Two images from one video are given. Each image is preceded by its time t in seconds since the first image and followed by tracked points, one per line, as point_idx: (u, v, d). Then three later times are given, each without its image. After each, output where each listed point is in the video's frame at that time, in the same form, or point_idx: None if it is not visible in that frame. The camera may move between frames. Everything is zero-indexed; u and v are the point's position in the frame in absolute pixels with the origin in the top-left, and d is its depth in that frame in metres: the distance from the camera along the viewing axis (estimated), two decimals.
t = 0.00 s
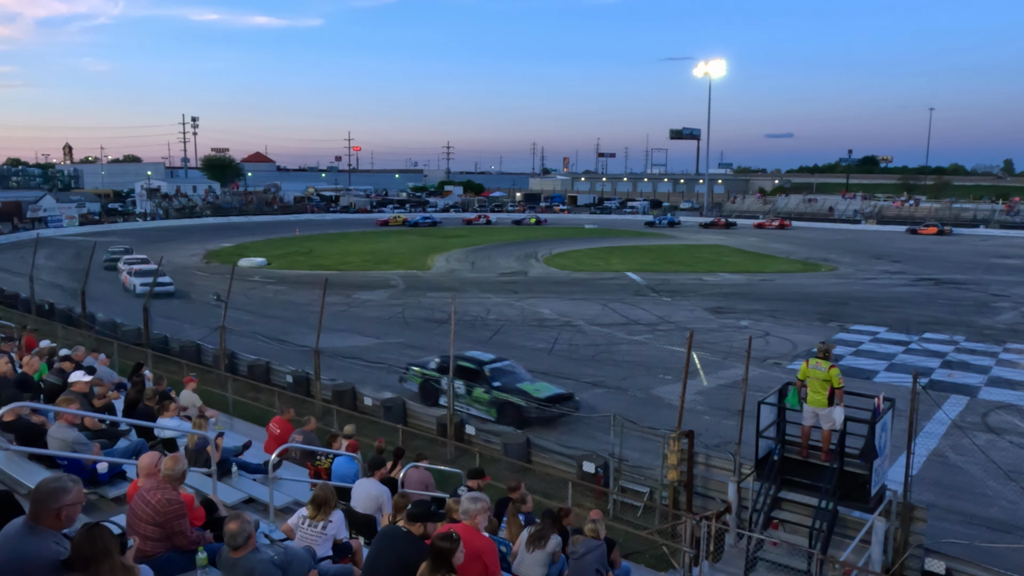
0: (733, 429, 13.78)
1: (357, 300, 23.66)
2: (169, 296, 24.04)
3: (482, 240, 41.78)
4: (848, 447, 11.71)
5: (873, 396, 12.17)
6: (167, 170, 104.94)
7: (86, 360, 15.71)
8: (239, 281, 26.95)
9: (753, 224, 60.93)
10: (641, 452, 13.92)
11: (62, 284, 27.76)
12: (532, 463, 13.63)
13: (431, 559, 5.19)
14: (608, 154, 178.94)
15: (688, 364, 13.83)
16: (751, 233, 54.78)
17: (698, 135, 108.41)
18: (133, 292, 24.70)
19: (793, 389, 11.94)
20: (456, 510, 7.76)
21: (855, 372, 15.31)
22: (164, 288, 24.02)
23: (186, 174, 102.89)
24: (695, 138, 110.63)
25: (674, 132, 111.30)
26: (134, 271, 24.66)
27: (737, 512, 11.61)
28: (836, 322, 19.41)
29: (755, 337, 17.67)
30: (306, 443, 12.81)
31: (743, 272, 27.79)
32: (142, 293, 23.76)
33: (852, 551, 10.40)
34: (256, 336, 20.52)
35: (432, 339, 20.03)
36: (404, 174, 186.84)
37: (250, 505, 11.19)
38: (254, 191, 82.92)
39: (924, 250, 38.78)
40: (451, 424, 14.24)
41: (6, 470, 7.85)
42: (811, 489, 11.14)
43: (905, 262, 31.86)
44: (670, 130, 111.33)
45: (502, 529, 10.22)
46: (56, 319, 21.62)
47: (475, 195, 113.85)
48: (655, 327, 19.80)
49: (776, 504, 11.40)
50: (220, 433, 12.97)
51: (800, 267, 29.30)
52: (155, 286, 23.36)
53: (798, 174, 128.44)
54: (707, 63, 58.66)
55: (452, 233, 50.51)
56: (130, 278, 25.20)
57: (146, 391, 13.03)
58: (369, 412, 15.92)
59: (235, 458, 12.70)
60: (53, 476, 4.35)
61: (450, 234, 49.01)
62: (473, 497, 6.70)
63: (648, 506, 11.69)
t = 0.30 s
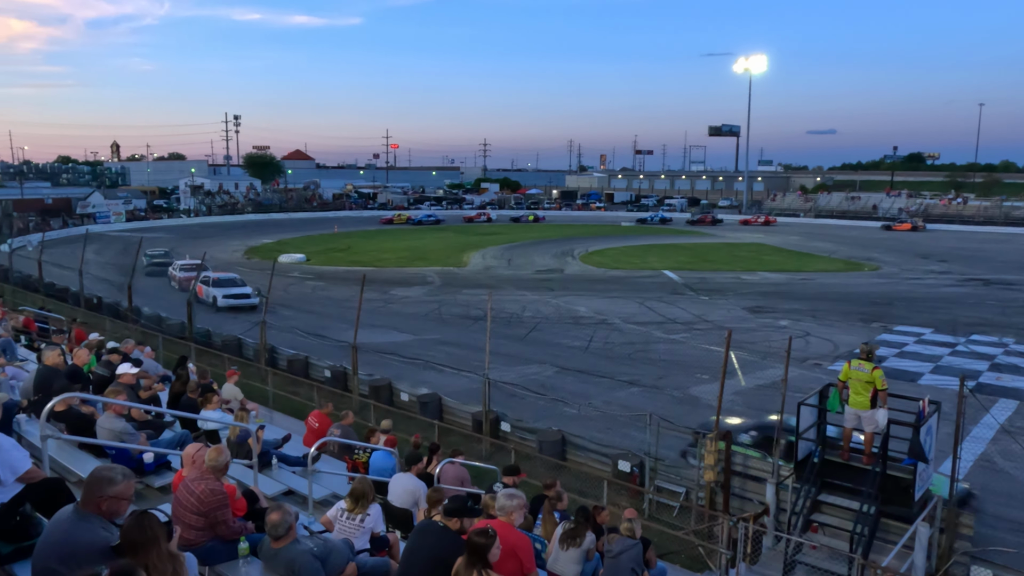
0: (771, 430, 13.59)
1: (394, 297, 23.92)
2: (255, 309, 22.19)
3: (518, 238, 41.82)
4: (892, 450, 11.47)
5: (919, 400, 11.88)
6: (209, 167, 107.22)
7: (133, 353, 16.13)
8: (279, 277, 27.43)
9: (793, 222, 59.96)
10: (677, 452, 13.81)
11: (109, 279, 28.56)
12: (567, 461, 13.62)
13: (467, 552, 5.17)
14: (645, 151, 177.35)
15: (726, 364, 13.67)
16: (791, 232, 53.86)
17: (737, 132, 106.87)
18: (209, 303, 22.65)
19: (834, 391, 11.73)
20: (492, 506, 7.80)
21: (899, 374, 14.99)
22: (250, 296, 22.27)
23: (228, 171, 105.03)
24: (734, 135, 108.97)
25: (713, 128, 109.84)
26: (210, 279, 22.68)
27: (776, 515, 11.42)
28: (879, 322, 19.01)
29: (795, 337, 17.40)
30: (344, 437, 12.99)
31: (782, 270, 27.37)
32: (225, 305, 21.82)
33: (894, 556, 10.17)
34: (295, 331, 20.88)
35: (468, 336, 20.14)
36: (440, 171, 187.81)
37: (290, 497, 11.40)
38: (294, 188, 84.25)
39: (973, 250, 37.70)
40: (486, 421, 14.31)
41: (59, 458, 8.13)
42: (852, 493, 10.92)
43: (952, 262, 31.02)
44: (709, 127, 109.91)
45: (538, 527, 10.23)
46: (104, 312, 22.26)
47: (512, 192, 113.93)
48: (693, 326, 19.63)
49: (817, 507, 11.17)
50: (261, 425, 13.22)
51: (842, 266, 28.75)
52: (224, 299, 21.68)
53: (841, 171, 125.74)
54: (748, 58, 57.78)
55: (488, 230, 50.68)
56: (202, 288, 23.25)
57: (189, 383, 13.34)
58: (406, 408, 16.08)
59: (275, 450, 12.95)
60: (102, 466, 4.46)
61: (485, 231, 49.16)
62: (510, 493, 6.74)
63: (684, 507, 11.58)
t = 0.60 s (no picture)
0: (815, 430, 13.35)
1: (434, 292, 24.13)
2: (369, 325, 20.51)
3: (558, 234, 41.76)
4: (941, 454, 11.14)
5: (970, 402, 11.51)
6: (255, 163, 109.44)
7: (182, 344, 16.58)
8: (322, 271, 27.91)
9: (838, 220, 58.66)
10: (718, 451, 13.64)
11: (160, 272, 29.39)
12: (606, 458, 13.58)
13: (505, 546, 5.16)
14: (686, 146, 175.19)
15: (768, 363, 13.44)
16: (839, 229, 52.62)
17: (783, 127, 104.79)
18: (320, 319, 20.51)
19: (881, 391, 11.41)
20: (530, 502, 7.82)
21: (949, 376, 14.57)
22: (362, 309, 20.52)
23: (273, 167, 107.08)
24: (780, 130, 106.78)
25: (758, 123, 107.89)
26: (315, 291, 20.75)
27: (819, 517, 11.20)
28: (929, 323, 18.48)
29: (840, 337, 17.05)
30: (384, 430, 13.17)
31: (828, 269, 26.82)
32: (340, 321, 19.91)
33: (942, 562, 9.88)
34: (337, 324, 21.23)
35: (508, 332, 20.19)
36: (480, 167, 188.38)
37: (332, 488, 11.61)
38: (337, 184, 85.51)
39: None
40: (525, 417, 14.34)
41: (110, 446, 8.43)
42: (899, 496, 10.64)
43: (1009, 261, 29.96)
44: (754, 122, 107.98)
45: (575, 524, 10.21)
46: (154, 304, 22.91)
47: (551, 187, 113.73)
48: (734, 324, 19.39)
49: (862, 510, 10.92)
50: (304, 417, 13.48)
51: (891, 265, 28.01)
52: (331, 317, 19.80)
53: (890, 167, 122.25)
54: (794, 52, 56.66)
55: (529, 226, 50.71)
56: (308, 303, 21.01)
57: (234, 373, 13.65)
58: (445, 402, 16.23)
59: (317, 441, 13.19)
60: (152, 453, 4.55)
61: (525, 227, 49.14)
62: (548, 489, 6.74)
63: (724, 507, 11.44)
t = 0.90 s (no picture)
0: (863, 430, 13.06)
1: (477, 285, 24.28)
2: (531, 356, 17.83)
3: (601, 228, 41.56)
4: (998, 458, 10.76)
5: None
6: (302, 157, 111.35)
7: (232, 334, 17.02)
8: (367, 264, 28.32)
9: (891, 216, 57.02)
10: (762, 449, 13.44)
11: (211, 263, 30.16)
12: (648, 454, 13.50)
13: (546, 539, 5.17)
14: (733, 139, 172.32)
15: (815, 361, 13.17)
16: (892, 225, 51.12)
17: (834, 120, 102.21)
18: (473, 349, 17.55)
19: (934, 392, 11.08)
20: (571, 496, 7.82)
21: (1006, 378, 14.08)
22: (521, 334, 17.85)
23: (320, 161, 108.95)
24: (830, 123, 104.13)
25: (807, 116, 105.47)
26: (468, 316, 17.84)
27: (867, 520, 10.93)
28: (986, 322, 17.87)
29: (891, 335, 16.63)
30: (426, 421, 13.31)
31: (880, 265, 26.12)
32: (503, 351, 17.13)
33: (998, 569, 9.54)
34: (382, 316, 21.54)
35: (550, 326, 20.21)
36: (523, 160, 188.12)
37: (375, 477, 11.80)
38: (381, 178, 86.51)
39: None
40: (566, 411, 14.35)
41: (164, 431, 8.72)
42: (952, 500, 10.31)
43: None
44: (804, 114, 105.57)
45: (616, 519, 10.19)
46: (205, 295, 23.52)
47: (595, 181, 113.28)
48: (781, 321, 19.06)
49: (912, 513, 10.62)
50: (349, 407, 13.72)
51: (947, 262, 27.13)
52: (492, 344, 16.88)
53: (946, 160, 118.11)
54: (846, 42, 55.18)
55: (572, 220, 50.60)
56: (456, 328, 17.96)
57: (281, 364, 13.97)
58: (487, 395, 16.34)
59: (361, 431, 13.41)
60: (203, 439, 4.67)
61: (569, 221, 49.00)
62: (589, 484, 6.75)
63: (768, 506, 11.27)
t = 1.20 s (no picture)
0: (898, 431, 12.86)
1: (506, 282, 24.35)
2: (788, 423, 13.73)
3: (631, 225, 41.33)
4: None
5: None
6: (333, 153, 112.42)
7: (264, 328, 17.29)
8: (397, 260, 28.53)
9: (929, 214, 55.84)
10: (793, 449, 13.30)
11: (244, 259, 30.66)
12: (677, 453, 13.44)
13: (576, 535, 5.17)
14: (765, 136, 170.08)
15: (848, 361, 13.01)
16: (930, 223, 50.02)
17: (870, 116, 100.25)
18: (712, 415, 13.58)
19: (972, 394, 10.85)
20: (600, 493, 7.81)
21: None
22: (755, 392, 14.29)
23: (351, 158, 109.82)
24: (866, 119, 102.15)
25: (843, 112, 103.57)
26: (694, 369, 14.00)
27: (901, 522, 10.75)
28: None
29: (928, 335, 16.33)
30: (456, 416, 13.39)
31: (917, 264, 25.60)
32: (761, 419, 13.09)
33: None
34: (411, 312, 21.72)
35: (579, 323, 20.20)
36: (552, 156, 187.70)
37: (405, 471, 11.91)
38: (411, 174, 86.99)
39: None
40: (595, 408, 14.33)
41: (199, 422, 8.91)
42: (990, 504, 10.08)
43: None
44: (839, 110, 103.69)
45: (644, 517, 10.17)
46: (238, 290, 23.90)
47: (624, 178, 112.63)
48: (814, 320, 18.83)
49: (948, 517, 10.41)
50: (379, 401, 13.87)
51: (987, 261, 26.51)
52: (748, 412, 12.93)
53: (987, 157, 115.10)
54: (884, 36, 54.09)
55: (602, 217, 50.37)
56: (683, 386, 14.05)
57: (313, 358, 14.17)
58: (515, 391, 16.40)
59: (391, 426, 13.54)
60: (239, 430, 4.76)
61: (598, 218, 48.80)
62: (618, 480, 6.62)
63: (800, 507, 11.15)
